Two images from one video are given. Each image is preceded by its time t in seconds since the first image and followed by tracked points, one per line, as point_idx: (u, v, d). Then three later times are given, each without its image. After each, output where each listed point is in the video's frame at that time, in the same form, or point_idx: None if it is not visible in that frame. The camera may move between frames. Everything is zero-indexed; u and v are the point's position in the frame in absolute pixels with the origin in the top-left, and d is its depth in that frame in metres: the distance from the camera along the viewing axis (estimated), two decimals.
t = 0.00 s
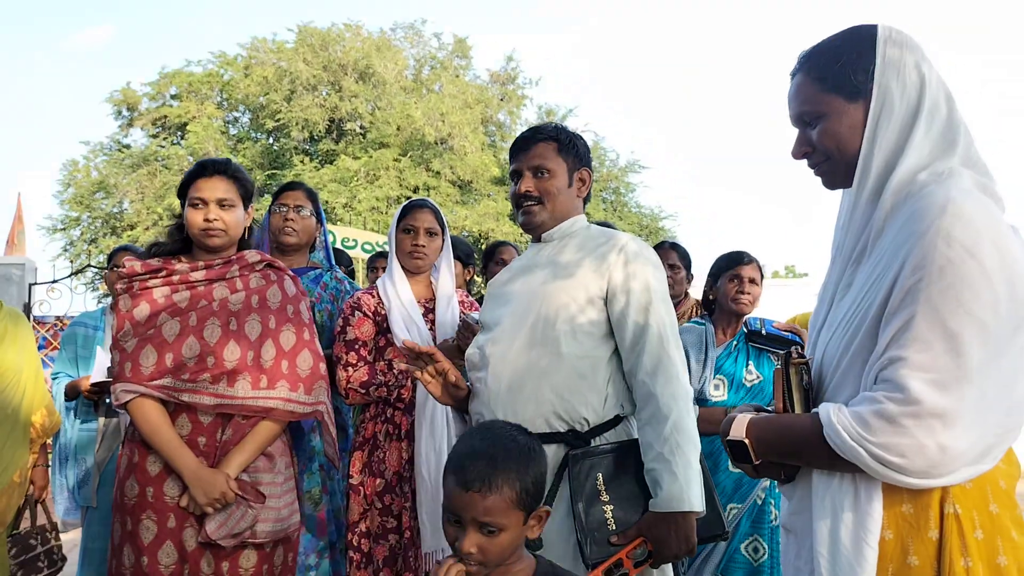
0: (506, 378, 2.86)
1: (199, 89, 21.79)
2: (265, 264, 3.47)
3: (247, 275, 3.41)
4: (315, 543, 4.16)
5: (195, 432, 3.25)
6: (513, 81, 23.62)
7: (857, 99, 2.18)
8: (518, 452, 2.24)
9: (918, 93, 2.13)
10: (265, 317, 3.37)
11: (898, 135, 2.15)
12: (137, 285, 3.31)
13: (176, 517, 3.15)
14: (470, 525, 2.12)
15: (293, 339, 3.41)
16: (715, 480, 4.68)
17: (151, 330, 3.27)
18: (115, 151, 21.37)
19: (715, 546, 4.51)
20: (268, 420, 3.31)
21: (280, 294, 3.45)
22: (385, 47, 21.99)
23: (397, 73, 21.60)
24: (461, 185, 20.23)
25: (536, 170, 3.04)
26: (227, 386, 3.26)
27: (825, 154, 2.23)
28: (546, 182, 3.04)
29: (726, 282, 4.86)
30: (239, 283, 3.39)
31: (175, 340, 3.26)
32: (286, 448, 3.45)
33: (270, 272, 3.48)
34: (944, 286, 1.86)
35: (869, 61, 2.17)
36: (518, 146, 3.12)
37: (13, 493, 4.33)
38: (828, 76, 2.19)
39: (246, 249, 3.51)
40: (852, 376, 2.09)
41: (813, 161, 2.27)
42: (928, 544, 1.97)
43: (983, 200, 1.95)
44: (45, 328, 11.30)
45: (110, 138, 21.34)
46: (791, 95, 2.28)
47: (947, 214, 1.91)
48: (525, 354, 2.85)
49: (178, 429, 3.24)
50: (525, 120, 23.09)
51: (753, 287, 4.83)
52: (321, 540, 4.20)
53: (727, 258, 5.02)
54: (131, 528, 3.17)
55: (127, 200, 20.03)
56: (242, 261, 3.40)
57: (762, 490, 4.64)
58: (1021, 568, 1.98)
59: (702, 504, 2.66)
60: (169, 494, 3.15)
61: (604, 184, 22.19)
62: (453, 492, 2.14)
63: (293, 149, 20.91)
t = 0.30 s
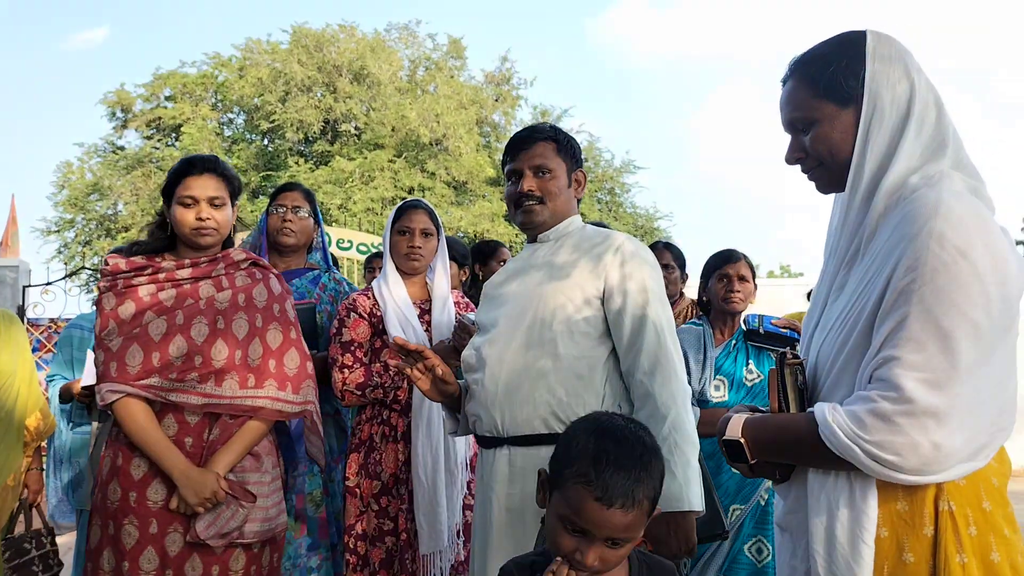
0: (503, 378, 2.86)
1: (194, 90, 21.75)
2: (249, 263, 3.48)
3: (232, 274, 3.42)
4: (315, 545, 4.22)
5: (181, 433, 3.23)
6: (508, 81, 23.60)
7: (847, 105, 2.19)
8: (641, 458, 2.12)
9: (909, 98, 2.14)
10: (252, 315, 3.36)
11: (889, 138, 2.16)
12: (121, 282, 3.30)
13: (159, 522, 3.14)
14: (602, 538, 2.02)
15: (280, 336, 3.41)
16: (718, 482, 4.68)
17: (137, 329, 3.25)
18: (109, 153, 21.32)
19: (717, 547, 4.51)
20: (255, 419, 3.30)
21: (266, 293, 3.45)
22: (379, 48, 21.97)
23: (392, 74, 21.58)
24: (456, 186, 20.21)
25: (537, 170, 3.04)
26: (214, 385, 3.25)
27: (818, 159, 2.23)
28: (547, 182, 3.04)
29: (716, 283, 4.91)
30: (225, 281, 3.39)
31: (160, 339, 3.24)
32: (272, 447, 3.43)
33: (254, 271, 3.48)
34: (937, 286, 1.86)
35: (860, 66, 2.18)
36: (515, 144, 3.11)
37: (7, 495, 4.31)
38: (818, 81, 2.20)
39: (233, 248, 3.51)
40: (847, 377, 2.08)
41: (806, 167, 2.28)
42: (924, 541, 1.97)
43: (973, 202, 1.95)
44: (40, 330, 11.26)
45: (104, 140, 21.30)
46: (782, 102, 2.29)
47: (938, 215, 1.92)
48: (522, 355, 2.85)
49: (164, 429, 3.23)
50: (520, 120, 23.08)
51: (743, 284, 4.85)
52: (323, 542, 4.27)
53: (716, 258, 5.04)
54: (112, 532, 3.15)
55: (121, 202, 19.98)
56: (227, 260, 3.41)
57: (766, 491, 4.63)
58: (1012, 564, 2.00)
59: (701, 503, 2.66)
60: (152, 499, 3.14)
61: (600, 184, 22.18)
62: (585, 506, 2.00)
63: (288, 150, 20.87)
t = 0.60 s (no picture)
0: (506, 381, 2.86)
1: (193, 95, 21.78)
2: (244, 266, 3.46)
3: (228, 276, 3.40)
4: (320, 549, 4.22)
5: (179, 437, 3.23)
6: (507, 84, 23.63)
7: (846, 119, 2.18)
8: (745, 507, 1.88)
9: (906, 107, 2.16)
10: (248, 319, 3.36)
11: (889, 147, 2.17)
12: (117, 285, 3.30)
13: (159, 528, 3.13)
14: None
15: (276, 339, 3.40)
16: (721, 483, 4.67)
17: (133, 333, 3.25)
18: (109, 158, 21.35)
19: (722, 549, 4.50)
20: (253, 423, 3.29)
21: (262, 296, 3.44)
22: (379, 52, 21.98)
23: (392, 78, 21.59)
24: (456, 190, 20.21)
25: (534, 176, 3.04)
26: (212, 389, 3.25)
27: (823, 173, 2.22)
28: (545, 187, 3.04)
29: (701, 288, 4.93)
30: (221, 284, 3.37)
31: (158, 343, 3.24)
32: (270, 450, 3.43)
33: (250, 274, 3.47)
34: (946, 290, 1.87)
35: (857, 80, 2.18)
36: (513, 148, 3.11)
37: (8, 502, 4.31)
38: (815, 94, 2.19)
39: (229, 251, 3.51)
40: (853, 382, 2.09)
41: (809, 180, 2.26)
42: (928, 539, 1.98)
43: (974, 210, 1.98)
44: (40, 335, 11.24)
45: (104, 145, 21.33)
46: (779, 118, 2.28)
47: (944, 222, 1.93)
48: (525, 359, 2.85)
49: (162, 434, 3.23)
50: (520, 124, 23.11)
51: (728, 288, 4.86)
52: (328, 546, 4.28)
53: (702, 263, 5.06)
54: (113, 538, 3.15)
55: (122, 206, 20.00)
56: (223, 262, 3.40)
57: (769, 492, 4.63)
58: (1006, 561, 2.03)
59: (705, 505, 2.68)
60: (152, 505, 3.14)
61: (599, 187, 22.20)
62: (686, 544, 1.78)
63: (288, 154, 20.87)
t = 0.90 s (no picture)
0: (513, 387, 2.87)
1: (198, 101, 21.86)
2: (251, 273, 3.47)
3: (234, 283, 3.41)
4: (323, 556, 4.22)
5: (185, 444, 3.24)
6: (511, 90, 23.68)
7: (855, 132, 2.18)
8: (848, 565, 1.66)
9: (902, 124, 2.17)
10: (255, 326, 3.36)
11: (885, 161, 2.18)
12: (123, 293, 3.31)
13: (165, 536, 3.14)
14: None
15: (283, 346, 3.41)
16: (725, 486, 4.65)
17: (140, 340, 3.26)
18: (115, 164, 21.41)
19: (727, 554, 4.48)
20: (260, 430, 3.30)
21: (268, 303, 3.44)
22: (383, 58, 22.04)
23: (396, 84, 21.64)
24: (460, 195, 20.21)
25: (541, 179, 3.05)
26: (218, 397, 3.26)
27: (829, 186, 2.22)
28: (551, 192, 3.05)
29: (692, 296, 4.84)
30: (227, 291, 3.38)
31: (164, 350, 3.25)
32: (276, 458, 3.44)
33: (256, 281, 3.47)
34: (949, 302, 1.88)
35: (858, 95, 2.18)
36: (519, 155, 3.13)
37: (16, 509, 4.32)
38: (814, 107, 2.18)
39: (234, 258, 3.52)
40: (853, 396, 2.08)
41: (815, 193, 2.25)
42: (930, 540, 1.98)
43: (969, 223, 2.00)
44: (46, 341, 11.26)
45: (110, 151, 21.39)
46: (778, 135, 2.26)
47: (942, 235, 1.94)
48: (531, 364, 2.86)
49: (168, 441, 3.24)
50: (524, 129, 23.15)
51: (719, 296, 4.79)
52: (331, 553, 4.26)
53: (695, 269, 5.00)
54: (118, 546, 3.16)
55: (127, 212, 20.06)
56: (229, 270, 3.41)
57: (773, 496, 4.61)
58: (1005, 561, 2.03)
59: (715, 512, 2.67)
60: (157, 512, 3.15)
61: (604, 192, 22.21)
62: None
63: (293, 160, 20.89)
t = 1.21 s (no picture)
0: (523, 394, 2.88)
1: (204, 109, 21.96)
2: (259, 279, 3.49)
3: (243, 290, 3.42)
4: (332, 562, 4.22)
5: (195, 452, 3.26)
6: (516, 96, 23.76)
7: (843, 150, 2.24)
8: None
9: (885, 148, 2.24)
10: (263, 332, 3.38)
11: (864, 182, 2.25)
12: (132, 300, 3.32)
13: (176, 544, 3.16)
14: None
15: (293, 352, 3.41)
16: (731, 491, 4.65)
17: (149, 348, 3.28)
18: (122, 173, 21.50)
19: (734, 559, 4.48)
20: (270, 437, 3.31)
21: (277, 310, 3.45)
22: (388, 65, 22.12)
23: (401, 91, 21.71)
24: (465, 201, 20.24)
25: (549, 185, 3.06)
26: (228, 404, 3.28)
27: (822, 205, 2.27)
28: (559, 197, 3.07)
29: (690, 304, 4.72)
30: (236, 298, 3.40)
31: (173, 358, 3.27)
32: (286, 465, 3.45)
33: (265, 288, 3.49)
34: (919, 323, 1.95)
35: (844, 113, 2.25)
36: (525, 161, 3.13)
37: (27, 517, 4.34)
38: (804, 126, 2.23)
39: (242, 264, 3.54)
40: (835, 417, 2.16)
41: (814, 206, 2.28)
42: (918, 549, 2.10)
43: (940, 239, 2.07)
44: (55, 349, 11.30)
45: (117, 160, 21.48)
46: (765, 154, 2.32)
47: (911, 258, 2.02)
48: (540, 371, 2.87)
49: (178, 448, 3.26)
50: (529, 135, 23.20)
51: (718, 304, 4.68)
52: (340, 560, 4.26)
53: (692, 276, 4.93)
54: (129, 554, 3.17)
55: (135, 220, 20.14)
56: (238, 276, 3.42)
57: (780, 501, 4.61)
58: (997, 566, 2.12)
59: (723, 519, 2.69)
60: (168, 520, 3.16)
61: (609, 197, 22.24)
62: None
63: (299, 167, 20.93)
